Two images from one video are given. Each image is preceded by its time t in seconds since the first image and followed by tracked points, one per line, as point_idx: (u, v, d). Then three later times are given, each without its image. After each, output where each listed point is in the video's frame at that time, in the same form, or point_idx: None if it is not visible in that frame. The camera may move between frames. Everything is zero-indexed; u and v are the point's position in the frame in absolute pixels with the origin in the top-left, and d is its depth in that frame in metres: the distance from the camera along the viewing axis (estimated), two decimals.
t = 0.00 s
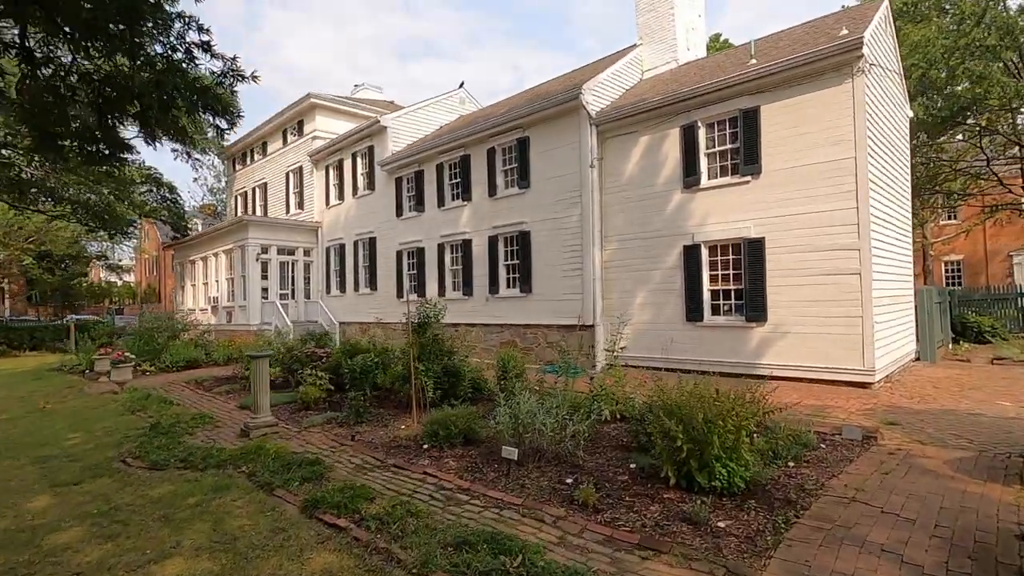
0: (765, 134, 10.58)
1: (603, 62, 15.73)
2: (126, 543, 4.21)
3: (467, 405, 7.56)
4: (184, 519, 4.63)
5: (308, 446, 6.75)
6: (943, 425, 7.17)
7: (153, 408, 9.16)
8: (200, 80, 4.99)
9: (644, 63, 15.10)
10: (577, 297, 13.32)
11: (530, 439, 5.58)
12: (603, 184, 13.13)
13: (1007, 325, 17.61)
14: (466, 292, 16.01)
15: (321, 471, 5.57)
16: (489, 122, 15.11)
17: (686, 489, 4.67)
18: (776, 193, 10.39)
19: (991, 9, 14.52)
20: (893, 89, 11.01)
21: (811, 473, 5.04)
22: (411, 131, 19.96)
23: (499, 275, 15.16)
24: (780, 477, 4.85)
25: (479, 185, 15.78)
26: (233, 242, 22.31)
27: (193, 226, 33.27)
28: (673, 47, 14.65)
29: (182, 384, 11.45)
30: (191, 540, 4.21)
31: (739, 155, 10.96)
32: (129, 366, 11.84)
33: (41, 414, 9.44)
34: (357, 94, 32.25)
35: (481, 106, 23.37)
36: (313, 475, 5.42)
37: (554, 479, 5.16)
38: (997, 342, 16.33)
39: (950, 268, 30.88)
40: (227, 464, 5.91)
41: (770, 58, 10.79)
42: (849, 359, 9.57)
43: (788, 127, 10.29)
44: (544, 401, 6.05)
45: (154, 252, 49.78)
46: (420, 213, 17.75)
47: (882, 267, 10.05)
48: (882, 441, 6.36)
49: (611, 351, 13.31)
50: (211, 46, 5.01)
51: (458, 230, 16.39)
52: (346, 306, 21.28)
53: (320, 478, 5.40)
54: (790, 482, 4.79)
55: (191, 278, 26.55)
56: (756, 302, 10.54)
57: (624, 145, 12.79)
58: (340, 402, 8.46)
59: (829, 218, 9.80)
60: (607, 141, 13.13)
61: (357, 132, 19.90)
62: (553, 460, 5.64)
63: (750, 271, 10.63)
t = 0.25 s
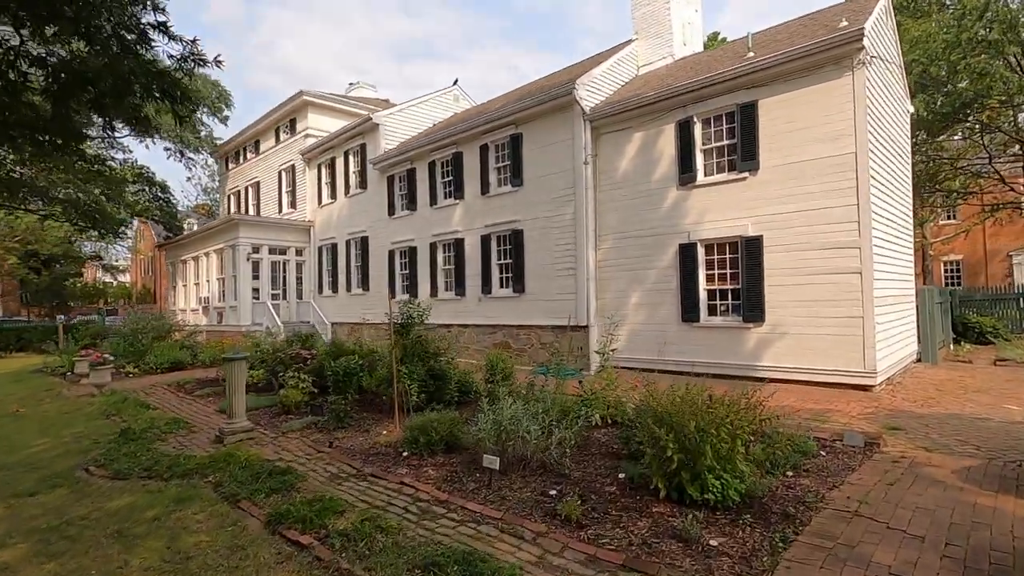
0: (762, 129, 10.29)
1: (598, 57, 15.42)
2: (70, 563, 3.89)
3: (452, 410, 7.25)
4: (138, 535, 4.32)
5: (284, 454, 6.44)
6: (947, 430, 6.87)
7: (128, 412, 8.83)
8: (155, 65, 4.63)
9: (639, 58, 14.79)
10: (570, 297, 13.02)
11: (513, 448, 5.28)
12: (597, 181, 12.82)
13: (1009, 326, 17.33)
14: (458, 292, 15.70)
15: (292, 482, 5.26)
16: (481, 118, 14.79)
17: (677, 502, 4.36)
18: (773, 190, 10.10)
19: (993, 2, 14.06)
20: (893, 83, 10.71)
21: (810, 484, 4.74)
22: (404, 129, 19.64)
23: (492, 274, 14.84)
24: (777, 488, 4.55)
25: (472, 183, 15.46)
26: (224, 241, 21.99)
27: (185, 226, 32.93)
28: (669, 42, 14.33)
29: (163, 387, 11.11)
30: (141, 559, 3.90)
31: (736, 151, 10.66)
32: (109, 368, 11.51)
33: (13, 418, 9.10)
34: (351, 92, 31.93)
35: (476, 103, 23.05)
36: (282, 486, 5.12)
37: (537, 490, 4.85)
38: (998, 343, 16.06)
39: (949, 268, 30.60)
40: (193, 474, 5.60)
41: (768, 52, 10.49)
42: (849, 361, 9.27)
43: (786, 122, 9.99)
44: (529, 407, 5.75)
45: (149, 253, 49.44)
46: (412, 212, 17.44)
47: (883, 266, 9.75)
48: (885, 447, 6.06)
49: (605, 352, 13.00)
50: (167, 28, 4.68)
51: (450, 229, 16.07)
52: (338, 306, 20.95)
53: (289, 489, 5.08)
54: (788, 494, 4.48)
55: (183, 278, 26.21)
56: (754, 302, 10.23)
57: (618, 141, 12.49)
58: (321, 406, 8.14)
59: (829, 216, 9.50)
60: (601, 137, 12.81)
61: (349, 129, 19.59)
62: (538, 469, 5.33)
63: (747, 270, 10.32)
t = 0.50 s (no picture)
0: (759, 126, 10.01)
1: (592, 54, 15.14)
2: None
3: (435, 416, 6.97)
4: (87, 555, 4.03)
5: (257, 464, 6.14)
6: (951, 437, 6.59)
7: (103, 418, 8.53)
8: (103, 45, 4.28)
9: (635, 55, 14.53)
10: (563, 299, 12.73)
11: (493, 460, 4.99)
12: (591, 179, 12.53)
13: (1010, 327, 17.09)
14: (450, 293, 15.40)
15: (259, 495, 4.97)
16: (473, 116, 14.50)
17: (665, 519, 4.07)
18: (770, 188, 9.82)
19: None
20: (893, 78, 10.45)
21: (808, 499, 4.45)
22: (397, 128, 19.35)
23: (484, 275, 14.55)
24: (772, 503, 4.26)
25: (464, 182, 15.17)
26: (215, 241, 21.69)
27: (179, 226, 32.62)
28: (665, 38, 14.08)
29: (144, 392, 10.82)
30: None
31: (732, 149, 10.39)
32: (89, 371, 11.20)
33: None
34: (346, 91, 31.65)
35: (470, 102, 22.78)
36: (248, 500, 4.83)
37: (517, 506, 4.56)
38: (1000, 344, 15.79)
39: (948, 268, 30.34)
40: (157, 486, 5.30)
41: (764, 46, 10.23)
42: (848, 364, 8.99)
43: (783, 119, 9.72)
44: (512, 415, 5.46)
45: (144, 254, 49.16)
46: (404, 211, 17.15)
47: (883, 266, 9.47)
48: (886, 456, 5.79)
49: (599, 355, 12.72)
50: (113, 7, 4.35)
51: (442, 229, 15.79)
52: (331, 307, 20.65)
53: (255, 504, 4.80)
54: (784, 510, 4.19)
55: (174, 279, 25.89)
56: (750, 303, 9.96)
57: (612, 139, 12.20)
58: (301, 412, 7.85)
59: (828, 214, 9.22)
60: (595, 135, 12.52)
61: (341, 128, 19.30)
62: (520, 482, 5.04)
63: (744, 270, 10.04)
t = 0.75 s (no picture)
0: (755, 121, 9.75)
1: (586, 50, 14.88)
2: None
3: (416, 421, 6.68)
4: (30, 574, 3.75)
5: (228, 472, 5.87)
6: (955, 442, 6.32)
7: (77, 423, 8.25)
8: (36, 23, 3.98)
9: (629, 51, 14.27)
10: (557, 299, 12.46)
11: (472, 469, 4.70)
12: (584, 177, 12.26)
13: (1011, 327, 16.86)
14: (442, 294, 15.14)
15: (225, 507, 4.69)
16: (464, 113, 14.24)
17: (651, 534, 3.80)
18: (767, 185, 9.55)
19: None
20: (893, 73, 10.17)
21: (805, 511, 4.17)
22: (389, 126, 19.07)
23: (477, 275, 14.29)
24: (766, 516, 3.99)
25: (456, 180, 14.91)
26: (205, 242, 21.41)
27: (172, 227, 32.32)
28: (661, 34, 13.81)
29: (125, 395, 10.53)
30: None
31: (727, 145, 10.13)
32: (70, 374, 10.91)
33: None
34: (342, 90, 31.37)
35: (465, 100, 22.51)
36: (211, 512, 4.55)
37: (496, 518, 4.28)
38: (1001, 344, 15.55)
39: (948, 268, 30.10)
40: (118, 497, 5.02)
41: (760, 40, 9.97)
42: (847, 366, 8.72)
43: (780, 114, 9.45)
44: (493, 421, 5.18)
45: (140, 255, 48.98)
46: (396, 210, 16.88)
47: (883, 265, 9.20)
48: (887, 463, 5.52)
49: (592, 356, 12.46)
50: None
51: (434, 228, 15.52)
52: (323, 308, 20.38)
53: (218, 517, 4.51)
54: (779, 523, 3.93)
55: (166, 280, 25.60)
56: (747, 303, 9.69)
57: (606, 135, 11.93)
58: (281, 417, 7.57)
59: (826, 212, 8.95)
60: (588, 131, 12.26)
61: (332, 126, 19.02)
62: (500, 492, 4.77)
63: (740, 270, 9.77)
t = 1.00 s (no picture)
0: (754, 119, 9.47)
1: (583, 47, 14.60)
2: None
3: (400, 431, 6.40)
4: None
5: (201, 487, 5.58)
6: (963, 453, 6.04)
7: (52, 432, 7.97)
8: None
9: (626, 48, 13.99)
10: (551, 302, 12.18)
11: (452, 487, 4.42)
12: (579, 177, 11.98)
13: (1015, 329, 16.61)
14: (436, 296, 14.87)
15: (189, 527, 4.41)
16: (458, 112, 13.96)
17: (641, 561, 3.52)
18: (766, 185, 9.28)
19: None
20: (895, 70, 9.90)
21: (807, 534, 3.89)
22: (383, 126, 18.79)
23: (471, 277, 14.01)
24: (766, 541, 3.70)
25: (450, 180, 14.64)
26: (198, 244, 21.15)
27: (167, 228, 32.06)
28: (657, 30, 13.53)
29: (107, 403, 10.24)
30: None
31: (725, 144, 9.85)
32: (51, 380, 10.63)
33: None
34: (337, 90, 31.11)
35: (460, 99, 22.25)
36: (174, 533, 4.27)
37: (477, 542, 4.00)
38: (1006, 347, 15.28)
39: (949, 268, 29.82)
40: (79, 517, 4.74)
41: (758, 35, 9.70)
42: (849, 372, 8.44)
43: (779, 112, 9.18)
44: (477, 434, 4.89)
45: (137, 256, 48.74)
46: (390, 211, 16.60)
47: (886, 267, 8.92)
48: (894, 477, 5.23)
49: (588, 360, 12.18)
50: None
51: (428, 229, 15.25)
52: (316, 311, 20.10)
53: (181, 540, 4.22)
54: (780, 548, 3.65)
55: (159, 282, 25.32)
56: (746, 307, 9.41)
57: (601, 134, 11.64)
58: (261, 427, 7.28)
59: (827, 213, 8.68)
60: (583, 130, 11.98)
61: (326, 126, 18.74)
62: (483, 511, 4.49)
63: (738, 273, 9.50)
